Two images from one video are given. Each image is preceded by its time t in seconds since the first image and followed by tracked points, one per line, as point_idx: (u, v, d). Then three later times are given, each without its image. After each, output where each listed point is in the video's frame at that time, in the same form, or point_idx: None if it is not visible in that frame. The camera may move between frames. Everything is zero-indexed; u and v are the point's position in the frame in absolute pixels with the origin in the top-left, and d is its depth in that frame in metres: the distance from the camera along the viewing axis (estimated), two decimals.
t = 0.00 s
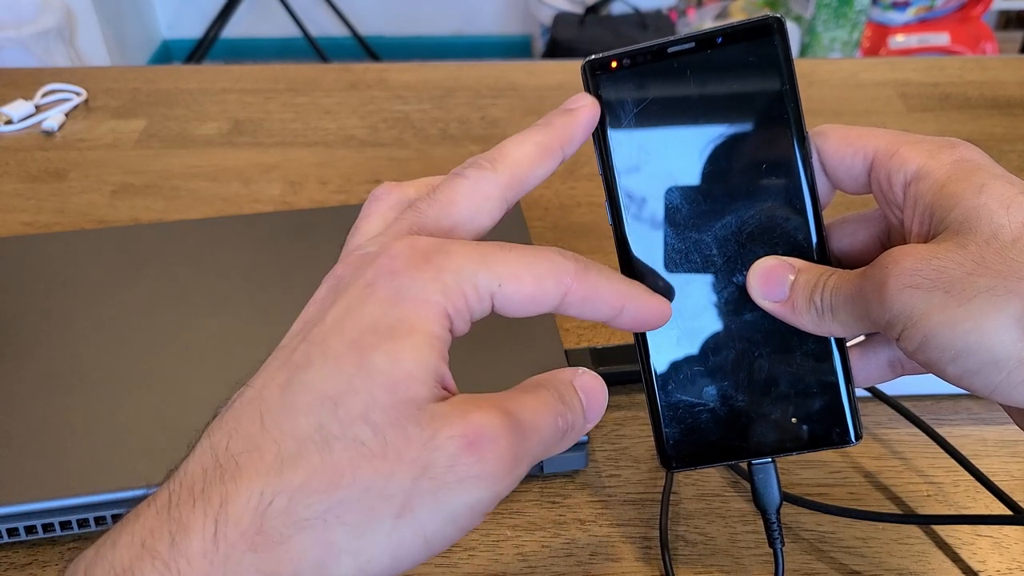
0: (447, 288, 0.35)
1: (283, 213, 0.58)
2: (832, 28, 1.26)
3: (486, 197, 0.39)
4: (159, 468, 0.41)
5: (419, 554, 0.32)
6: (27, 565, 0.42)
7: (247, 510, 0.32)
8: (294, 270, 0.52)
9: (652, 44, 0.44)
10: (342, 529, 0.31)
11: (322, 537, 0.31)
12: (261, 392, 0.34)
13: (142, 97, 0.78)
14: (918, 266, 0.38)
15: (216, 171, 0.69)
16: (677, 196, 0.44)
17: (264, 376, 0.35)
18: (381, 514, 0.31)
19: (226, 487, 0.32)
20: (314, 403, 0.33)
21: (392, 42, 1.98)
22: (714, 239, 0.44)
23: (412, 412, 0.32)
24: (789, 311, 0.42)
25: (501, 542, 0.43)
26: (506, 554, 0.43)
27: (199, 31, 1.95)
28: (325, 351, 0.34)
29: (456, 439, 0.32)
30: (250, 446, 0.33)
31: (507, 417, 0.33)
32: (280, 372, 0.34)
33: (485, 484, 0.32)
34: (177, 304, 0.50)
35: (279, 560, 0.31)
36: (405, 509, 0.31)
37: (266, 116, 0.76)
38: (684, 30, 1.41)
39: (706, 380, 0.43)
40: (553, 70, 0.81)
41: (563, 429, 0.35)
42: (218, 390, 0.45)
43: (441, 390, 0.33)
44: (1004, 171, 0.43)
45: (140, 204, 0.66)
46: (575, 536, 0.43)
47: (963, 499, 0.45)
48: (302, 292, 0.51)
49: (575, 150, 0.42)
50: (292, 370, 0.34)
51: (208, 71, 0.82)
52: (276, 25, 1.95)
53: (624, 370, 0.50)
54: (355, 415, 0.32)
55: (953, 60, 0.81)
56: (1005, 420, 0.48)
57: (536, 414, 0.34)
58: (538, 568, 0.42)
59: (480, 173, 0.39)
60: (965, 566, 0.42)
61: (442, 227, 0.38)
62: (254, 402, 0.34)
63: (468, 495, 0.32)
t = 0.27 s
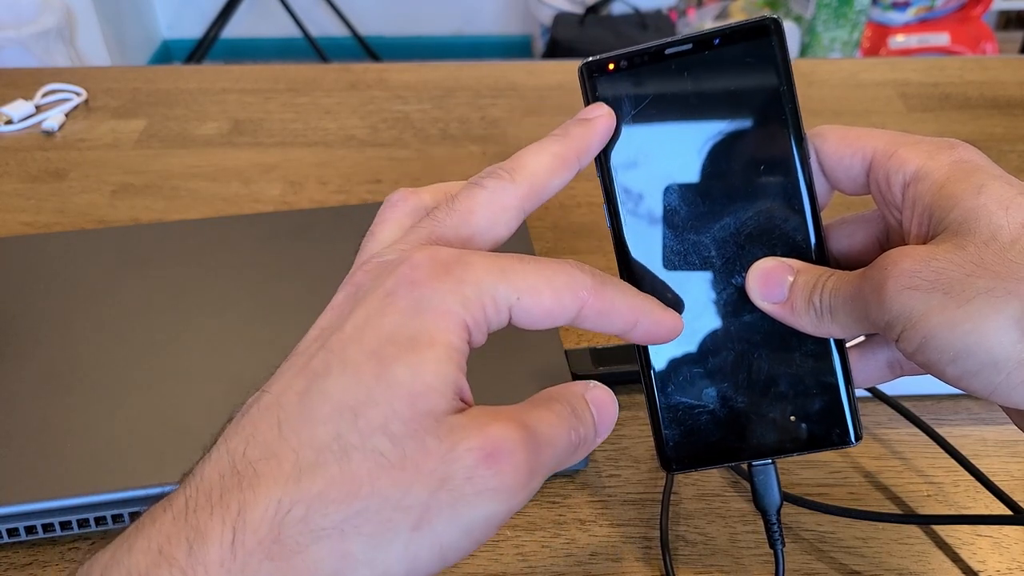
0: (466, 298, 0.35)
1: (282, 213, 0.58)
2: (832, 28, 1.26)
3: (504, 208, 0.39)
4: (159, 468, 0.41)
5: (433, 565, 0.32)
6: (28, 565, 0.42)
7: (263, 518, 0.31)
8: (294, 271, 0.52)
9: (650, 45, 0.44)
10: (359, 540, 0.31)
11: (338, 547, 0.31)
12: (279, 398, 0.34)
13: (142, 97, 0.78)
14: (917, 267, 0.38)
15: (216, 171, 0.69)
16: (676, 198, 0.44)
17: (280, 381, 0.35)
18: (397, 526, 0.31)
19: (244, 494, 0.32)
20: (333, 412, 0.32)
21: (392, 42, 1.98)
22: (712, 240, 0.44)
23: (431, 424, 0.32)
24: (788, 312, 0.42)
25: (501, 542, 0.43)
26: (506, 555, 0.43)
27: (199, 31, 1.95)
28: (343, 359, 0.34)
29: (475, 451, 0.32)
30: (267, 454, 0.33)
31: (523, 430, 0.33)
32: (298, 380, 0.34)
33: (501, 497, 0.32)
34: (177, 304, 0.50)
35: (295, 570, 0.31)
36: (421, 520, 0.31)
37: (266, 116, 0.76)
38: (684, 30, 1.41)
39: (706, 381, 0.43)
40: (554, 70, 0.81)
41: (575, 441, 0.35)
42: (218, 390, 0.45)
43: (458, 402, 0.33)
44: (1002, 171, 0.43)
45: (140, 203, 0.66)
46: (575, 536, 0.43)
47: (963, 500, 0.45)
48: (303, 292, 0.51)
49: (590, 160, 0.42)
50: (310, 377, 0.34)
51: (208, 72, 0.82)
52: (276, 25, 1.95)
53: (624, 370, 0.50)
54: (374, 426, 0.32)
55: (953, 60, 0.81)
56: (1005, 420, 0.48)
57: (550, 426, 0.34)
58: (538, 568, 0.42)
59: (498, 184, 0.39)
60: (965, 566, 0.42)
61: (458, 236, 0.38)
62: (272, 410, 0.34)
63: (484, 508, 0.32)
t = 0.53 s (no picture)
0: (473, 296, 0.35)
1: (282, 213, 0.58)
2: (832, 28, 1.26)
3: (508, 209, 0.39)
4: (159, 468, 0.41)
5: (442, 566, 0.32)
6: (27, 565, 0.42)
7: (270, 519, 0.31)
8: (294, 271, 0.52)
9: (650, 44, 0.44)
10: (367, 540, 0.31)
11: (346, 547, 0.31)
12: (285, 399, 0.34)
13: (142, 97, 0.78)
14: (917, 267, 0.38)
15: (216, 171, 0.69)
16: (676, 197, 0.44)
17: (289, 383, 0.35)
18: (405, 524, 0.31)
19: (251, 495, 0.32)
20: (340, 412, 0.33)
21: (392, 42, 1.98)
22: (711, 240, 0.44)
23: (438, 423, 0.32)
24: (789, 312, 0.43)
25: (501, 542, 0.43)
26: (506, 554, 0.43)
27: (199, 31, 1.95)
28: (351, 360, 0.34)
29: (482, 449, 0.32)
30: (275, 455, 0.33)
31: (530, 428, 0.33)
32: (305, 381, 0.34)
33: (509, 493, 0.32)
34: (177, 304, 0.50)
35: (302, 570, 0.31)
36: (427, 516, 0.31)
37: (266, 116, 0.76)
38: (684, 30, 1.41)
39: (706, 381, 0.43)
40: (554, 70, 0.81)
41: (581, 441, 0.35)
42: (218, 390, 0.45)
43: (465, 401, 0.33)
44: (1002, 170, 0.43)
45: (140, 203, 0.66)
46: (575, 536, 0.43)
47: (963, 499, 0.45)
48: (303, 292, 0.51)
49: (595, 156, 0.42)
50: (318, 378, 0.34)
51: (208, 72, 0.82)
52: (276, 25, 1.95)
53: (624, 370, 0.50)
54: (382, 425, 0.32)
55: (953, 60, 0.81)
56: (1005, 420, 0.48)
57: (557, 425, 0.34)
58: (537, 568, 0.42)
59: (504, 181, 0.39)
60: (965, 565, 0.42)
61: (463, 235, 0.39)
62: (279, 411, 0.34)
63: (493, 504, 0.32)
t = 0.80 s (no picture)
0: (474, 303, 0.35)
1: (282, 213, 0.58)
2: (831, 28, 1.26)
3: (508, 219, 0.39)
4: (159, 468, 0.41)
5: (443, 568, 0.32)
6: (27, 565, 0.42)
7: (273, 521, 0.32)
8: (294, 271, 0.52)
9: (649, 44, 0.44)
10: (368, 542, 0.31)
11: (348, 548, 0.31)
12: (286, 400, 0.34)
13: (142, 97, 0.78)
14: (918, 267, 0.38)
15: (216, 171, 0.69)
16: (676, 197, 0.44)
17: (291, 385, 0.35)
18: (407, 525, 0.31)
19: (254, 497, 0.32)
20: (342, 416, 0.32)
21: (392, 42, 1.98)
22: (711, 239, 0.44)
23: (439, 426, 0.32)
24: (789, 312, 0.42)
25: (501, 542, 0.43)
26: (506, 554, 0.43)
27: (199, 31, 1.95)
28: (354, 364, 0.34)
29: (484, 452, 0.32)
30: (278, 457, 0.33)
31: (530, 432, 0.33)
32: (308, 384, 0.34)
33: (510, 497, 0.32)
34: (177, 304, 0.50)
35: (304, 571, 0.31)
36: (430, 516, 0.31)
37: (266, 116, 0.76)
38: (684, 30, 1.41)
39: (706, 382, 0.43)
40: (554, 70, 0.81)
41: (581, 445, 0.35)
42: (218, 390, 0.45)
43: (466, 405, 0.33)
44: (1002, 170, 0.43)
45: (140, 203, 0.66)
46: (575, 536, 0.43)
47: (963, 500, 0.45)
48: (303, 292, 0.51)
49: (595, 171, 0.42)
50: (320, 382, 0.34)
51: (208, 72, 0.82)
52: (276, 26, 1.95)
53: (624, 370, 0.50)
54: (383, 428, 0.32)
55: (953, 60, 0.81)
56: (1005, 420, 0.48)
57: (557, 430, 0.34)
58: (537, 568, 0.42)
59: (506, 191, 0.39)
60: (965, 566, 0.42)
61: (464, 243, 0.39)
62: (281, 413, 0.34)
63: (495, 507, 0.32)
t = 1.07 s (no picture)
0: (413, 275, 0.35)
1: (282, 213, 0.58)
2: (831, 28, 1.26)
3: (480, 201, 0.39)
4: (159, 468, 0.41)
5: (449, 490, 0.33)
6: (27, 565, 0.42)
7: (266, 502, 0.31)
8: (294, 270, 0.52)
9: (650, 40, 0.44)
10: (368, 488, 0.31)
11: (347, 497, 0.31)
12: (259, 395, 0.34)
13: (142, 97, 0.78)
14: (920, 265, 0.38)
15: (216, 171, 0.69)
16: (676, 193, 0.44)
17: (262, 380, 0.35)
18: (403, 462, 0.31)
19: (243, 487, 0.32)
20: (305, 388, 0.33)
21: (392, 42, 1.98)
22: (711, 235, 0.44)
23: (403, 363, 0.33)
24: (789, 309, 0.42)
25: (501, 542, 0.43)
26: (506, 555, 0.43)
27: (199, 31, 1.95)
28: (308, 340, 0.34)
29: (453, 371, 0.32)
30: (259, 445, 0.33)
31: (497, 346, 0.34)
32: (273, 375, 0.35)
33: (496, 425, 0.33)
34: (177, 304, 0.50)
35: (308, 537, 0.31)
36: (424, 452, 0.32)
37: (266, 116, 0.76)
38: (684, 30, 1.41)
39: (705, 378, 0.43)
40: (554, 70, 0.81)
41: (558, 348, 0.36)
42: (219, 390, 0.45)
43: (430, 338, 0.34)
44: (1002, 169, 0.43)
45: (140, 203, 0.66)
46: (575, 536, 0.43)
47: (963, 500, 0.45)
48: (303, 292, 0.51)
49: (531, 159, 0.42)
50: (282, 367, 0.34)
51: (208, 71, 0.82)
52: (276, 25, 1.95)
53: (624, 371, 0.50)
54: (347, 382, 0.32)
55: (953, 60, 0.81)
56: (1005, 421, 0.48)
57: (528, 342, 0.35)
58: (538, 568, 0.42)
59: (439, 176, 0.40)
60: (965, 566, 0.42)
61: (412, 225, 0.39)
62: (256, 408, 0.34)
63: (482, 431, 0.33)
